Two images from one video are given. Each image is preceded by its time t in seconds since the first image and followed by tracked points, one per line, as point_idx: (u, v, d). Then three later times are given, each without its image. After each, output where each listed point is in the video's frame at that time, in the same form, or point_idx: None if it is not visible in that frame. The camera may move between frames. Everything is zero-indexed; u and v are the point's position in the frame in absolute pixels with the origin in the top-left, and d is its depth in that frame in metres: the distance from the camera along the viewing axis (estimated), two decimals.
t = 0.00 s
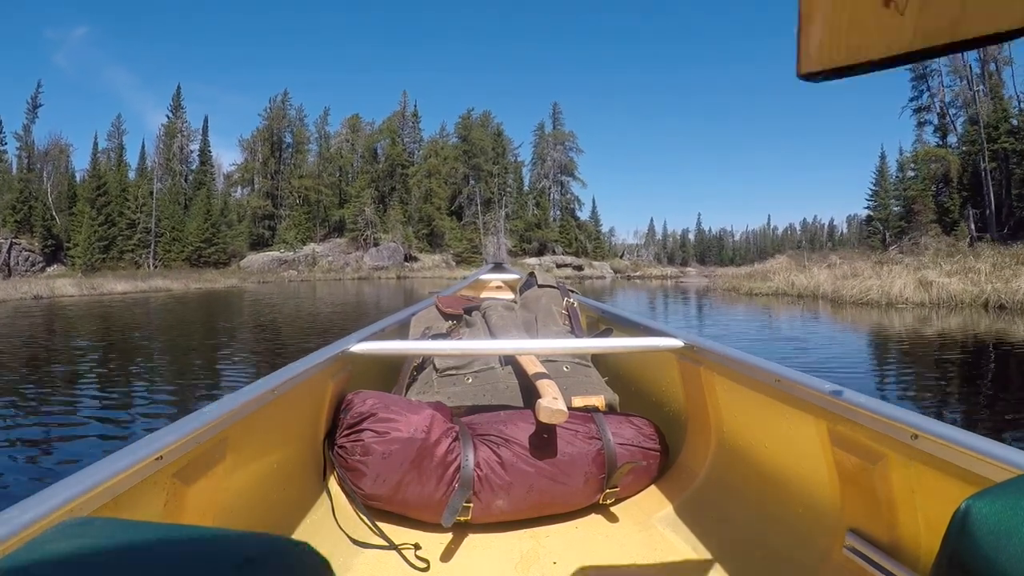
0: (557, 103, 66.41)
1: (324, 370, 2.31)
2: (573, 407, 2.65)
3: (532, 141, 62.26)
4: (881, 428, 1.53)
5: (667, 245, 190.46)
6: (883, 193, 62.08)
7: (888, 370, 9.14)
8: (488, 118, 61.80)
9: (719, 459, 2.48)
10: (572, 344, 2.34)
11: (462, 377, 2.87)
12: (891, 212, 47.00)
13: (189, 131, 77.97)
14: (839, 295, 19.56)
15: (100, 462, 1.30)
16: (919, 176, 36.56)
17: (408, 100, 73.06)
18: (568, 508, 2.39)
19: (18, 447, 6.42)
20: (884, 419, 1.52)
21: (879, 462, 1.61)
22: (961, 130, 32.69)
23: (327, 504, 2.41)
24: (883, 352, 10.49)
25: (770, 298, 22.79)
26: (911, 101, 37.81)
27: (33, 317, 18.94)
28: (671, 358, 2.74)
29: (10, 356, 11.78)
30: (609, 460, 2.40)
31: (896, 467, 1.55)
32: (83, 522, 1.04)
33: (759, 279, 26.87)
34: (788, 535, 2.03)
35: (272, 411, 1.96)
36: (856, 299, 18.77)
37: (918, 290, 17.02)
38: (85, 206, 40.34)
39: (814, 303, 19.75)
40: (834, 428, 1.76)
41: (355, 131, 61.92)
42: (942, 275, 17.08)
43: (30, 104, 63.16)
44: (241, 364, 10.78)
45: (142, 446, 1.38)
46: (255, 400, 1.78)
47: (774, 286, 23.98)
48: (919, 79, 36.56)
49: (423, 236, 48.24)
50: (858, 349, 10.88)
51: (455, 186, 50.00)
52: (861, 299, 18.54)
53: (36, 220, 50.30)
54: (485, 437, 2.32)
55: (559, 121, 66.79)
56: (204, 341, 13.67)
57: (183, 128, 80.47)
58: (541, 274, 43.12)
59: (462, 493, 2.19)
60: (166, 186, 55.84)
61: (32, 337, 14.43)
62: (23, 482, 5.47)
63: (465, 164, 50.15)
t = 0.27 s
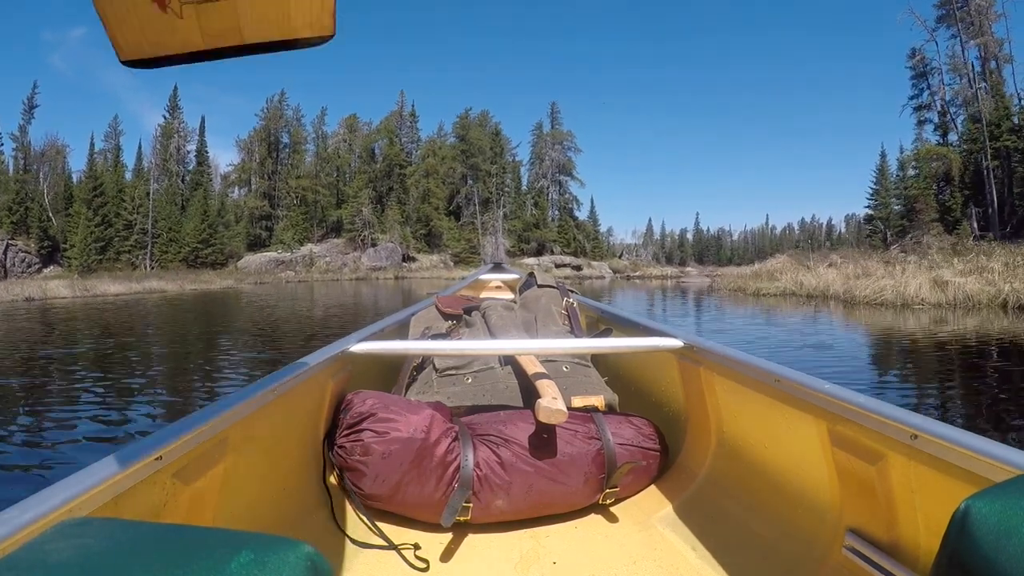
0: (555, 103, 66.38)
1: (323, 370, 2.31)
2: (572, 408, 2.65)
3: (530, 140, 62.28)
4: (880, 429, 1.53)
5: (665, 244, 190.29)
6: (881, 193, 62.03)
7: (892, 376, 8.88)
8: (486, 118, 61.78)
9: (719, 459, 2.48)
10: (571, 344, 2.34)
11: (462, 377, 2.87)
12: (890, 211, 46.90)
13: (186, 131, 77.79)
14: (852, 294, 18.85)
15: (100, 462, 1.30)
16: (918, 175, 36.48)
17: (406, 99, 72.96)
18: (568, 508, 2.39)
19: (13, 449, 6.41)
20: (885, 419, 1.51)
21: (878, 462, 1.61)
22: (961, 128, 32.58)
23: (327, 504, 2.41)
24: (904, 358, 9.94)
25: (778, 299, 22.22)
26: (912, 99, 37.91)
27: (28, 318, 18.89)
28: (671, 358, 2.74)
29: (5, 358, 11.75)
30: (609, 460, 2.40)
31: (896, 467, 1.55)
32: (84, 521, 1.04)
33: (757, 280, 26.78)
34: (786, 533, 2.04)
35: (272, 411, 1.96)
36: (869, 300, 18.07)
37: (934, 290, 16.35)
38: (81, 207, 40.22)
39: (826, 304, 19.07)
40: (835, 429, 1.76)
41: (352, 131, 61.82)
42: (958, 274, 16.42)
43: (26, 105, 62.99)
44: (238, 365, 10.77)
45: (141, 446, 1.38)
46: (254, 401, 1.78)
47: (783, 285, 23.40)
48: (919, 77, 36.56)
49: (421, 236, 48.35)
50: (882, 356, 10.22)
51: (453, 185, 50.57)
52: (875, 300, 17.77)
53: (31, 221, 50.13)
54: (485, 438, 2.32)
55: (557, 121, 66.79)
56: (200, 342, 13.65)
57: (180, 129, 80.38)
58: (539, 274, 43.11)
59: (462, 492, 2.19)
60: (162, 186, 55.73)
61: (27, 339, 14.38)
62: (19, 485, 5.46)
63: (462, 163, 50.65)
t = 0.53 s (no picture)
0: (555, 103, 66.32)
1: (323, 371, 2.31)
2: (572, 407, 2.65)
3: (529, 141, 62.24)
4: (881, 428, 1.53)
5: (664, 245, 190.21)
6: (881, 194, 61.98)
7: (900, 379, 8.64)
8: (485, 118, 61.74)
9: (718, 459, 2.48)
10: (572, 345, 2.34)
11: (462, 377, 2.87)
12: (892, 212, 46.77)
13: (184, 130, 77.69)
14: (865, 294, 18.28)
15: (99, 462, 1.30)
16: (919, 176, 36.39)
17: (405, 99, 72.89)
18: (568, 509, 2.39)
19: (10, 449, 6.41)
20: (887, 420, 1.51)
21: (878, 462, 1.61)
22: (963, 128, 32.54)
23: (327, 503, 2.41)
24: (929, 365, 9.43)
25: (784, 300, 21.79)
26: (913, 100, 37.96)
27: (24, 318, 18.86)
28: (671, 358, 2.74)
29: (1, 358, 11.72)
30: (608, 460, 2.40)
31: (896, 465, 1.55)
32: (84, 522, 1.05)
33: (755, 281, 26.61)
34: (785, 533, 2.04)
35: (271, 410, 1.96)
36: (883, 303, 17.48)
37: (950, 292, 15.82)
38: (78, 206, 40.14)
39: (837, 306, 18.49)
40: (835, 428, 1.76)
41: (350, 131, 61.77)
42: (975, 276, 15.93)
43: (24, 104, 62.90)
44: (235, 366, 10.78)
45: (141, 447, 1.38)
46: (254, 401, 1.78)
47: (788, 286, 22.89)
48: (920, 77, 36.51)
49: (419, 236, 47.98)
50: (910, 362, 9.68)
51: (452, 186, 50.71)
52: (890, 303, 17.15)
53: (28, 220, 50.05)
54: (485, 437, 2.32)
55: (556, 121, 66.74)
56: (197, 342, 13.64)
57: (178, 129, 80.26)
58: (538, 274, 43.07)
59: (461, 492, 2.19)
60: (160, 185, 55.64)
61: (24, 338, 14.35)
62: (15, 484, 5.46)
63: (460, 164, 50.68)
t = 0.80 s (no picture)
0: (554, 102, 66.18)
1: (322, 371, 2.31)
2: (571, 407, 2.65)
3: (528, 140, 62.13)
4: (881, 429, 1.53)
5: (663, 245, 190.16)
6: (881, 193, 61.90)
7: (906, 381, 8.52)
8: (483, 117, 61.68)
9: (718, 460, 2.48)
10: (571, 344, 2.34)
11: (461, 377, 2.87)
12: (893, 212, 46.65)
13: (181, 130, 77.50)
14: (881, 294, 18.09)
15: (98, 462, 1.30)
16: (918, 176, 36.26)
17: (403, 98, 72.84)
18: (567, 508, 2.39)
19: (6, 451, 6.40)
20: (886, 420, 1.51)
21: (877, 461, 1.61)
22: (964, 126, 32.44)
23: (326, 503, 2.41)
24: (950, 366, 9.28)
25: (794, 300, 21.57)
26: (913, 99, 37.89)
27: (19, 319, 18.79)
28: (671, 358, 2.74)
29: None
30: (609, 460, 2.40)
31: (896, 466, 1.55)
32: (83, 520, 1.05)
33: (758, 282, 26.52)
34: (784, 533, 2.04)
35: (271, 410, 1.96)
36: (899, 303, 17.25)
37: (968, 292, 15.59)
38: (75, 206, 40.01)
39: (851, 306, 18.26)
40: (835, 429, 1.76)
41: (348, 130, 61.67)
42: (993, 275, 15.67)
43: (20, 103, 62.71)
44: (231, 367, 10.76)
45: (141, 446, 1.38)
46: (253, 400, 1.77)
47: (797, 286, 22.71)
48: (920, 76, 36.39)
49: (417, 236, 47.59)
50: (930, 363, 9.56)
51: (449, 186, 50.71)
52: (908, 304, 16.91)
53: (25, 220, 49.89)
54: (484, 437, 2.32)
55: (555, 121, 66.66)
56: (193, 343, 13.62)
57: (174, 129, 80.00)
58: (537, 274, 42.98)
59: (461, 492, 2.19)
60: (157, 186, 55.53)
61: (19, 340, 14.29)
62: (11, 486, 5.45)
63: (458, 163, 50.61)
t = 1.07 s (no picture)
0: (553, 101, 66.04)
1: (322, 371, 2.31)
2: (571, 407, 2.66)
3: (527, 141, 62.03)
4: (879, 427, 1.53)
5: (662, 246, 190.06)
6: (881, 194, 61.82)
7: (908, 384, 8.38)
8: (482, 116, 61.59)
9: (718, 460, 2.48)
10: (571, 344, 2.34)
11: (461, 377, 2.87)
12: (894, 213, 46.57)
13: (178, 129, 77.36)
14: (894, 295, 17.66)
15: (99, 461, 1.30)
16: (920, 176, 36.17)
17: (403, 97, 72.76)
18: (568, 508, 2.39)
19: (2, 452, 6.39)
20: (887, 420, 1.51)
21: (878, 461, 1.61)
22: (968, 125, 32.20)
23: (326, 503, 2.41)
24: (971, 373, 8.98)
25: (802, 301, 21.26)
26: (914, 98, 37.87)
27: (17, 319, 18.77)
28: (671, 358, 2.74)
29: None
30: (608, 460, 2.40)
31: (893, 465, 1.55)
32: (83, 522, 1.05)
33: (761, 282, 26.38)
34: (785, 534, 2.04)
35: (271, 410, 1.96)
36: (914, 305, 16.85)
37: (985, 292, 15.34)
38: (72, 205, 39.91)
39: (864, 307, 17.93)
40: (834, 428, 1.76)
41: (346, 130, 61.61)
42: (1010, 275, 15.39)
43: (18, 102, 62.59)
44: (228, 367, 10.73)
45: (141, 447, 1.38)
46: (253, 400, 1.78)
47: (806, 287, 22.41)
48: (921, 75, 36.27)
49: (416, 236, 47.46)
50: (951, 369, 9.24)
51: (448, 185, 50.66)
52: (925, 305, 16.47)
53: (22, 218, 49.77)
54: (484, 437, 2.32)
55: (555, 120, 66.63)
56: (191, 343, 13.62)
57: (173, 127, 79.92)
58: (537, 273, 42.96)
59: (461, 492, 2.19)
60: (155, 185, 55.45)
61: (16, 340, 14.27)
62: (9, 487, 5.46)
63: (458, 162, 50.54)
